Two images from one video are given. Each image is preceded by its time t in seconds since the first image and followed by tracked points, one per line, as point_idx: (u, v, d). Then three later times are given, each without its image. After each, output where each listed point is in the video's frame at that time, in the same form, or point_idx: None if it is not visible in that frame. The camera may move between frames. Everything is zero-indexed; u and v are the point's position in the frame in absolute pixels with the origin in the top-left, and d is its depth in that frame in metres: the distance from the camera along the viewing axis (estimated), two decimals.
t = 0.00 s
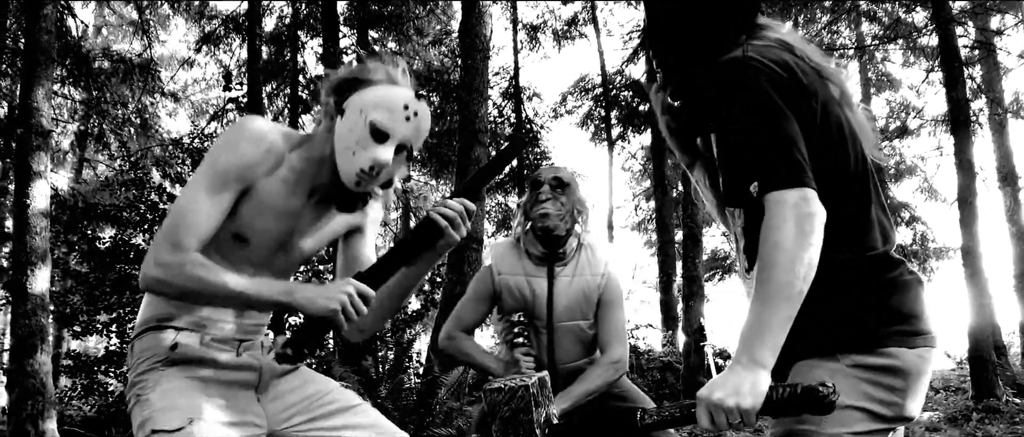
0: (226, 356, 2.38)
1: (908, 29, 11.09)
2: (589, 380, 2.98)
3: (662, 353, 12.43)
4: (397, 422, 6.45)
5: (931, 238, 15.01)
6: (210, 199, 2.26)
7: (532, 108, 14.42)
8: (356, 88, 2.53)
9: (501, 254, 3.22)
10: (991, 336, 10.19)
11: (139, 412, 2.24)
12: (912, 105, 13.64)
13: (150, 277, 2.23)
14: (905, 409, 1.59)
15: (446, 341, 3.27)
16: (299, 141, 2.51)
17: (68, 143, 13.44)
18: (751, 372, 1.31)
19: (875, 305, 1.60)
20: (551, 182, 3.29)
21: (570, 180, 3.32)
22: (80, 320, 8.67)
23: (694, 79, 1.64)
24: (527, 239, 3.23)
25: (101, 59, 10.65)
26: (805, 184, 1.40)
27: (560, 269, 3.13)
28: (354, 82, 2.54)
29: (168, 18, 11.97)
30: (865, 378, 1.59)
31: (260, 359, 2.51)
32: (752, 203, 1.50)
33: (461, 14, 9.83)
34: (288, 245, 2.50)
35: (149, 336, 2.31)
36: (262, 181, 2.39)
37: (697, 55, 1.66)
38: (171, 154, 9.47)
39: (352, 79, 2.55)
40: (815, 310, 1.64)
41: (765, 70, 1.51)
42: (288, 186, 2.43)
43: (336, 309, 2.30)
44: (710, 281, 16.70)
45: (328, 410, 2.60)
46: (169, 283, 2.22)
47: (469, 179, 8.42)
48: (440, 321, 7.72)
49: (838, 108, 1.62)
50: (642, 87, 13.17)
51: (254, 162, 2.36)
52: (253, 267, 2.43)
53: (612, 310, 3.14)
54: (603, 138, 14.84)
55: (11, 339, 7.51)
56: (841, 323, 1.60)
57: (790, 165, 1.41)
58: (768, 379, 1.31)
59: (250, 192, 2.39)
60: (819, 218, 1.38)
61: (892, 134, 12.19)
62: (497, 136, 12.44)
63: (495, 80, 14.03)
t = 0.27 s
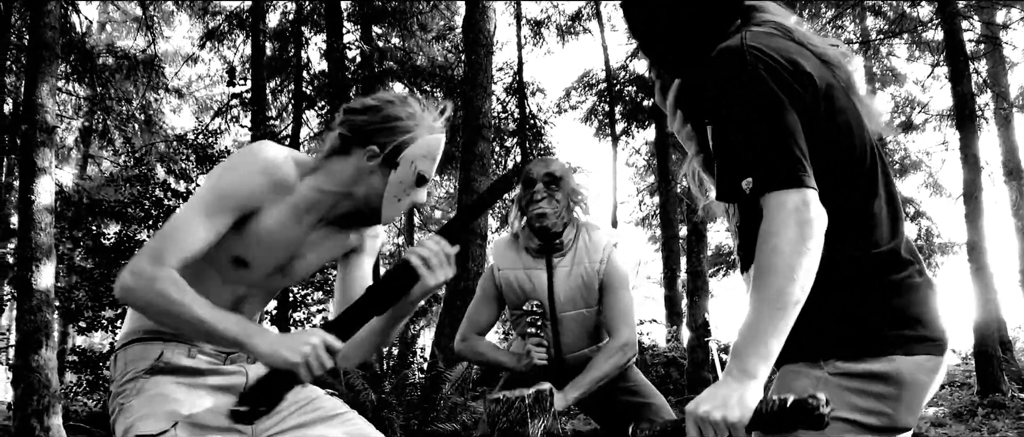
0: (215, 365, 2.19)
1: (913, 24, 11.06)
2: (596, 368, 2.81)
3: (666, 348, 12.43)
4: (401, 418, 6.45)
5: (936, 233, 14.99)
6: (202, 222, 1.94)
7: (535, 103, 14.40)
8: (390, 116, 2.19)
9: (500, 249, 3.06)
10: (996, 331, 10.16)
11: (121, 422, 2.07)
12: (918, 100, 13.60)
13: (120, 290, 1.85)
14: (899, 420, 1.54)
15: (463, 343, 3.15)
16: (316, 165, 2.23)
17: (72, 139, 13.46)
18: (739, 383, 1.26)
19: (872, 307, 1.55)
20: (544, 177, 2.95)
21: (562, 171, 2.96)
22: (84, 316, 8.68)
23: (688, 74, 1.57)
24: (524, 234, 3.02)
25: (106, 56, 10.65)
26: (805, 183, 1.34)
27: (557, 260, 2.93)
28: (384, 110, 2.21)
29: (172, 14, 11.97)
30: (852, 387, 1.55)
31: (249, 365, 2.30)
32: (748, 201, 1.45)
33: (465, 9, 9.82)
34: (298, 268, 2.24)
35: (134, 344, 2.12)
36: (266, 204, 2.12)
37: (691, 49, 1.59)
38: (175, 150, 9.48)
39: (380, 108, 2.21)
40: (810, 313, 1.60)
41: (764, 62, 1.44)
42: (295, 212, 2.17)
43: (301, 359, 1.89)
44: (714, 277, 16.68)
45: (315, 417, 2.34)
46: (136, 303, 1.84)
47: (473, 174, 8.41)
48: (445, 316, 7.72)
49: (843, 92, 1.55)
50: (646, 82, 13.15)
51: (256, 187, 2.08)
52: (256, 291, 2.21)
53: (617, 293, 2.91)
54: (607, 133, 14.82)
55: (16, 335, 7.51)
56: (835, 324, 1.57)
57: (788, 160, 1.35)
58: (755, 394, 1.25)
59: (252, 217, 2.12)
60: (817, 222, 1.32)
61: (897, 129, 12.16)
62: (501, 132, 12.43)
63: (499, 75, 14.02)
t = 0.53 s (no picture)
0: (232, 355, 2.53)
1: (916, 22, 11.05)
2: (562, 386, 2.97)
3: (668, 346, 12.44)
4: (404, 415, 6.46)
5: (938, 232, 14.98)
6: (199, 163, 2.27)
7: (537, 101, 14.40)
8: (405, 100, 2.57)
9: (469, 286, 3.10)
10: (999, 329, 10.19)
11: (143, 397, 2.41)
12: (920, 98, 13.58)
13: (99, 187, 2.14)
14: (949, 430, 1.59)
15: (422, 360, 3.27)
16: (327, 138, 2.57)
17: (73, 136, 13.46)
18: None
19: (927, 326, 1.58)
20: (508, 230, 2.95)
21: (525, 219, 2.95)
22: (87, 313, 8.70)
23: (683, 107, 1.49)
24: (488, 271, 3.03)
25: (107, 52, 10.64)
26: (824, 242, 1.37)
27: (524, 299, 2.99)
28: (400, 92, 2.59)
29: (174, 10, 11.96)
30: (906, 398, 1.58)
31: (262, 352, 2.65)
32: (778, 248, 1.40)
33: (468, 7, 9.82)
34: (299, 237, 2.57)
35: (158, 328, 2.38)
36: (272, 164, 2.46)
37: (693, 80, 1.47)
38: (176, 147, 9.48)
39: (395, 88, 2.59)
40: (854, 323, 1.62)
41: (788, 112, 1.39)
42: (306, 180, 2.50)
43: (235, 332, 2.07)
44: (716, 275, 16.68)
45: (328, 404, 2.78)
46: (111, 208, 2.13)
47: (474, 172, 8.41)
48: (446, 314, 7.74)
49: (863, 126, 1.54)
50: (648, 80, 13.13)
51: (262, 145, 2.41)
52: (257, 257, 2.52)
53: (585, 322, 3.00)
54: (609, 131, 14.81)
55: (20, 332, 7.53)
56: (887, 334, 1.59)
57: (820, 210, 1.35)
58: None
59: (255, 175, 2.45)
60: (827, 291, 1.34)
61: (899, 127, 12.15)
62: (503, 129, 12.43)
63: (501, 73, 14.02)
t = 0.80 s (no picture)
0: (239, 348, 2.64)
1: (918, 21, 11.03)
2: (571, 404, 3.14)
3: (669, 346, 12.44)
4: (404, 415, 6.45)
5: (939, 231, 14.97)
6: (202, 165, 2.38)
7: (538, 100, 14.38)
8: (405, 117, 2.60)
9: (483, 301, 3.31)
10: (1000, 329, 10.18)
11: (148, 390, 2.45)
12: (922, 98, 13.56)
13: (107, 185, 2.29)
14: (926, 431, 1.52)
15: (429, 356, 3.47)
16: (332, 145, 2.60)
17: (74, 136, 13.45)
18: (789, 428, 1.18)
19: (901, 326, 1.51)
20: (533, 253, 3.10)
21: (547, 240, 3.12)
22: (88, 312, 8.69)
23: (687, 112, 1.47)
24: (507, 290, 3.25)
25: (109, 52, 10.62)
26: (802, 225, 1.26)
27: (539, 319, 3.21)
28: (403, 108, 2.62)
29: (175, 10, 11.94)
30: (882, 398, 1.52)
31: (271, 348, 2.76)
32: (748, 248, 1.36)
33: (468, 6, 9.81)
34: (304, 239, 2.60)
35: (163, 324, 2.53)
36: (276, 170, 2.51)
37: (703, 80, 1.49)
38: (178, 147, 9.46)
39: (398, 104, 2.63)
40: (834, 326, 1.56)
41: (750, 104, 1.38)
42: (311, 188, 2.51)
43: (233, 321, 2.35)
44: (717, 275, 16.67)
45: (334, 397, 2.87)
46: (120, 203, 2.30)
47: (476, 172, 8.40)
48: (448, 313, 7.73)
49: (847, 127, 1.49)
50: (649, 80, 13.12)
51: (264, 150, 2.47)
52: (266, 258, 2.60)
53: (596, 345, 3.18)
54: (610, 130, 14.79)
55: (20, 331, 7.53)
56: (861, 335, 1.53)
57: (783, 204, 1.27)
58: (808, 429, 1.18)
59: (262, 179, 2.52)
60: (818, 254, 1.24)
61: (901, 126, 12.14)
62: (504, 129, 12.42)
63: (502, 72, 14.01)
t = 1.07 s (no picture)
0: (235, 328, 2.36)
1: (919, 19, 11.02)
2: (601, 380, 2.84)
3: (671, 345, 12.45)
4: (406, 414, 6.45)
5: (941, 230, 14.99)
6: (205, 140, 2.14)
7: (539, 99, 14.38)
8: (392, 98, 2.41)
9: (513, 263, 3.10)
10: (1002, 327, 10.16)
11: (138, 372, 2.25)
12: (924, 96, 13.54)
13: (111, 169, 2.02)
14: (916, 415, 1.47)
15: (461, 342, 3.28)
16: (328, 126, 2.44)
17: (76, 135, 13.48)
18: (791, 378, 1.27)
19: (892, 308, 1.50)
20: (568, 198, 3.00)
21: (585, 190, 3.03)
22: (90, 311, 8.70)
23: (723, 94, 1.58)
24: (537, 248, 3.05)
25: (110, 51, 10.63)
26: (810, 197, 1.35)
27: (571, 281, 2.94)
28: (390, 90, 2.43)
29: (176, 9, 11.96)
30: (869, 379, 1.50)
31: (267, 331, 2.45)
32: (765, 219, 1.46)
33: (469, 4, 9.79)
34: (299, 222, 2.42)
35: (158, 299, 2.29)
36: (276, 146, 2.35)
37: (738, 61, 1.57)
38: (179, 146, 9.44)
39: (383, 87, 2.44)
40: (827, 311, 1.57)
41: (792, 86, 1.44)
42: (303, 166, 2.36)
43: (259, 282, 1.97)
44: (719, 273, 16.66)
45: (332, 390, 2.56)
46: (126, 187, 2.00)
47: (477, 171, 8.40)
48: (449, 312, 7.72)
49: (866, 116, 1.54)
50: (650, 78, 13.12)
51: (266, 126, 2.32)
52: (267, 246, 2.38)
53: (630, 313, 2.87)
54: (611, 129, 14.79)
55: (22, 330, 7.54)
56: (852, 317, 1.52)
57: (792, 179, 1.36)
58: (808, 384, 1.26)
59: (261, 156, 2.34)
60: (823, 219, 1.34)
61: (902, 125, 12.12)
62: (505, 128, 12.42)
63: (503, 71, 14.01)
